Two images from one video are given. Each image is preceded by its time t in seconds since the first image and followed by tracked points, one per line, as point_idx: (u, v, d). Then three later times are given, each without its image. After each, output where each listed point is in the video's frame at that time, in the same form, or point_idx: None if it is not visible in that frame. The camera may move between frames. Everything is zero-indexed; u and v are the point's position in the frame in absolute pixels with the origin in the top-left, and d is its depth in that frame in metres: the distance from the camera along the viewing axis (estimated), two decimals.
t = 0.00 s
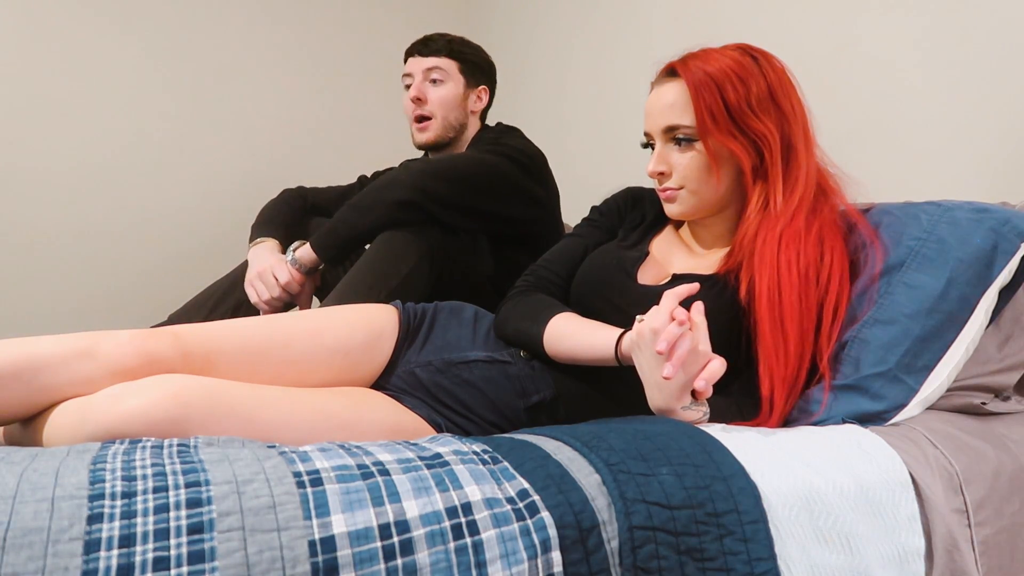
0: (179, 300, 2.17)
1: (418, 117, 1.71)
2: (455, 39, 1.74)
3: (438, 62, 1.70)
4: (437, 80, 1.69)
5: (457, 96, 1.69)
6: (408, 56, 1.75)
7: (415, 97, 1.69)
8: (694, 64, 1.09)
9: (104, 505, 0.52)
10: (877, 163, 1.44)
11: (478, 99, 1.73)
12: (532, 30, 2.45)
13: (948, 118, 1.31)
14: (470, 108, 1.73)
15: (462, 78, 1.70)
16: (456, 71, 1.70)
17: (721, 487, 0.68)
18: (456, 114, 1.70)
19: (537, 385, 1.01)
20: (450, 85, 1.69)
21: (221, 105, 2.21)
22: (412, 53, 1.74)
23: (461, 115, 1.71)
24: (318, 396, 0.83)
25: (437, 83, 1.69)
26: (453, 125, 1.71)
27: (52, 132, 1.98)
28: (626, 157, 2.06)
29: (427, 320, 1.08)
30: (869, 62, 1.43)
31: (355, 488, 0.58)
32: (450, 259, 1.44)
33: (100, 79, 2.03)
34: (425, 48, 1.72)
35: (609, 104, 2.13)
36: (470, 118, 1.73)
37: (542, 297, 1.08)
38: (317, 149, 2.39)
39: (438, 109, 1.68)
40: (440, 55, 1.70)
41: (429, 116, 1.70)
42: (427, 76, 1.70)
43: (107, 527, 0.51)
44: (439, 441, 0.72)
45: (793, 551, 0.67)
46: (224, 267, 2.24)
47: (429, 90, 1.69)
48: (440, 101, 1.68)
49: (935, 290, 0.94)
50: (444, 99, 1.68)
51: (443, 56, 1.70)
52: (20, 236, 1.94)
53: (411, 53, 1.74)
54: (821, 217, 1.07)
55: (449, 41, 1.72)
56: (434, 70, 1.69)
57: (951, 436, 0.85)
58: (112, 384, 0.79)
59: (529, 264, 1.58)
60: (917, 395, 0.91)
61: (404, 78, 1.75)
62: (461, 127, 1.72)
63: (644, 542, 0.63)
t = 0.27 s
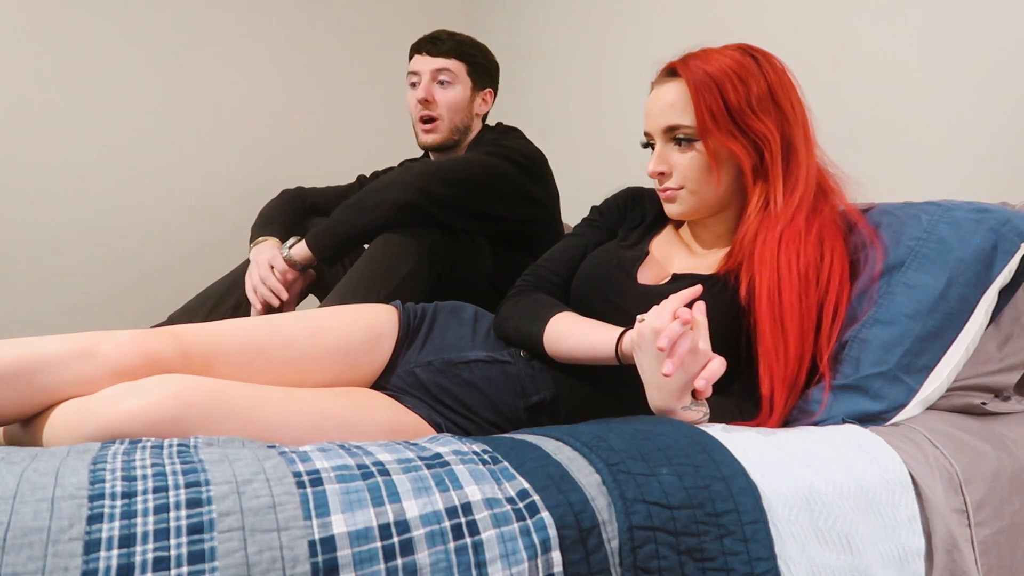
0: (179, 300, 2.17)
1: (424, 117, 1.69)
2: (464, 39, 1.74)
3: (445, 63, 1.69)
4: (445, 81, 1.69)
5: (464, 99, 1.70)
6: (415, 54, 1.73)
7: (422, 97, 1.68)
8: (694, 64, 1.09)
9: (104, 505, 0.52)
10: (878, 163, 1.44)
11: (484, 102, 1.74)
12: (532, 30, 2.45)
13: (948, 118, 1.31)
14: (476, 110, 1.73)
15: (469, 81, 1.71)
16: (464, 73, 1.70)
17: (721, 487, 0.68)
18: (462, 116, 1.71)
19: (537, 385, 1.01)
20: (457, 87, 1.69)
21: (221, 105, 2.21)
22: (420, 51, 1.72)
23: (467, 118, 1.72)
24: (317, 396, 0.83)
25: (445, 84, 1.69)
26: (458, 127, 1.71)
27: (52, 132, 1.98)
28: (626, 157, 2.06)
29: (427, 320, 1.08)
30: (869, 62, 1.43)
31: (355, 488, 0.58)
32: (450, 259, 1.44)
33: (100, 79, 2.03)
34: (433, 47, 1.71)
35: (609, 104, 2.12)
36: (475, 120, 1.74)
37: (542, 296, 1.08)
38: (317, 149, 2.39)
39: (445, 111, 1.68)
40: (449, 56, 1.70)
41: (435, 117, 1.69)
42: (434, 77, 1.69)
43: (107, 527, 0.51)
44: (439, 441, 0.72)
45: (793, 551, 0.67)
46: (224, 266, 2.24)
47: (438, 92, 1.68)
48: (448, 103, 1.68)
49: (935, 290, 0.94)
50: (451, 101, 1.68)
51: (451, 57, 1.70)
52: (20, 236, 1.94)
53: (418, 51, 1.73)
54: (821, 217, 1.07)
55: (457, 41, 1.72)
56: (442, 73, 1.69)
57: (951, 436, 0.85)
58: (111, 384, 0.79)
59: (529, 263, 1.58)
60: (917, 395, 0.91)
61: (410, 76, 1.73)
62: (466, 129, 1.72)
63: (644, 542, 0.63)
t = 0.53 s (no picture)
0: (179, 300, 2.17)
1: (413, 122, 1.72)
2: (451, 38, 1.73)
3: (429, 65, 1.70)
4: (430, 84, 1.69)
5: (450, 98, 1.69)
6: (405, 60, 1.76)
7: (409, 102, 1.71)
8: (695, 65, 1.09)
9: (104, 505, 0.52)
10: (878, 163, 1.44)
11: (475, 98, 1.72)
12: (532, 30, 2.45)
13: (947, 118, 1.31)
14: (467, 109, 1.72)
15: (455, 80, 1.70)
16: (448, 73, 1.69)
17: (721, 488, 0.68)
18: (451, 116, 1.70)
19: (537, 386, 1.01)
20: (442, 88, 1.69)
21: (221, 105, 2.21)
22: (409, 56, 1.75)
23: (457, 117, 1.71)
24: (318, 397, 0.83)
25: (430, 87, 1.69)
26: (448, 127, 1.71)
27: (52, 132, 1.98)
28: (627, 157, 2.06)
29: (427, 320, 1.08)
30: (869, 62, 1.43)
31: (355, 488, 0.58)
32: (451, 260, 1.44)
33: (100, 79, 2.03)
34: (419, 51, 1.72)
35: (609, 104, 2.13)
36: (467, 118, 1.72)
37: (543, 295, 1.08)
38: (317, 149, 2.40)
39: (430, 113, 1.69)
40: (433, 58, 1.70)
41: (422, 120, 1.71)
42: (420, 81, 1.71)
43: (107, 527, 0.51)
44: (439, 441, 0.72)
45: (793, 551, 0.67)
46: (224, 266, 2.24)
47: (423, 95, 1.70)
48: (433, 105, 1.68)
49: (935, 290, 0.94)
50: (436, 102, 1.68)
51: (435, 58, 1.70)
52: (20, 236, 1.94)
53: (408, 57, 1.75)
54: (821, 217, 1.07)
55: (444, 41, 1.71)
56: (427, 75, 1.70)
57: (951, 436, 0.85)
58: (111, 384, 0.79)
59: (530, 263, 1.58)
60: (917, 395, 0.91)
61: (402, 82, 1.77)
62: (457, 128, 1.71)
63: (644, 542, 0.63)
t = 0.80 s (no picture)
0: (179, 300, 2.17)
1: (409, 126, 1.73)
2: (437, 41, 1.73)
3: (419, 68, 1.70)
4: (421, 86, 1.70)
5: (441, 99, 1.69)
6: (398, 67, 1.77)
7: (403, 107, 1.72)
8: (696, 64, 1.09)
9: (104, 505, 0.52)
10: (878, 163, 1.44)
11: (466, 97, 1.71)
12: (532, 31, 2.45)
13: (947, 118, 1.31)
14: (460, 107, 1.71)
15: (445, 80, 1.70)
16: (437, 74, 1.69)
17: (721, 487, 0.68)
18: (444, 115, 1.69)
19: (537, 386, 1.01)
20: (433, 89, 1.69)
21: (221, 106, 2.22)
22: (400, 63, 1.76)
23: (450, 116, 1.70)
24: (317, 397, 0.83)
25: (421, 89, 1.69)
26: (443, 126, 1.70)
27: (53, 132, 1.98)
28: (627, 157, 2.06)
29: (426, 319, 1.08)
30: (869, 62, 1.43)
31: (355, 488, 0.58)
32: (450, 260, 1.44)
33: (100, 80, 2.03)
34: (410, 56, 1.73)
35: (608, 104, 2.13)
36: (461, 116, 1.72)
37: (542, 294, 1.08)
38: (317, 150, 2.40)
39: (423, 115, 1.69)
40: (421, 60, 1.70)
41: (417, 123, 1.71)
42: (412, 85, 1.71)
43: (107, 527, 0.51)
44: (439, 441, 0.72)
45: (793, 551, 0.67)
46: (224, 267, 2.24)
47: (415, 98, 1.70)
48: (424, 107, 1.68)
49: (935, 289, 0.94)
50: (428, 104, 1.68)
51: (424, 61, 1.70)
52: (20, 237, 1.94)
53: (400, 63, 1.76)
54: (821, 218, 1.07)
55: (433, 44, 1.72)
56: (419, 77, 1.70)
57: (952, 436, 0.85)
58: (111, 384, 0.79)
59: (529, 263, 1.58)
60: (916, 395, 0.91)
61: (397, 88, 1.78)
62: (452, 127, 1.71)
63: (644, 542, 0.63)
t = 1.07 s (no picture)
0: (179, 300, 2.17)
1: (414, 123, 1.71)
2: (446, 39, 1.72)
3: (430, 67, 1.69)
4: (431, 86, 1.69)
5: (452, 100, 1.69)
6: (401, 62, 1.74)
7: (410, 104, 1.70)
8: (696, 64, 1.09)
9: (104, 505, 0.52)
10: (878, 163, 1.44)
11: (475, 99, 1.73)
12: (531, 31, 2.45)
13: (947, 118, 1.31)
14: (467, 109, 1.73)
15: (455, 81, 1.70)
16: (449, 75, 1.69)
17: (721, 487, 0.68)
18: (452, 117, 1.70)
19: (537, 385, 1.01)
20: (443, 90, 1.69)
21: (221, 106, 2.21)
22: (405, 58, 1.73)
23: (458, 118, 1.71)
24: (317, 397, 0.83)
25: (431, 88, 1.69)
26: (450, 128, 1.71)
27: (52, 132, 1.98)
28: (626, 157, 2.06)
29: (426, 319, 1.08)
30: (869, 63, 1.43)
31: (355, 488, 0.58)
32: (451, 259, 1.44)
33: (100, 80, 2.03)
34: (417, 53, 1.71)
35: (608, 104, 2.13)
36: (467, 119, 1.74)
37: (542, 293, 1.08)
38: (317, 150, 2.39)
39: (433, 115, 1.68)
40: (432, 59, 1.69)
41: (425, 122, 1.70)
42: (420, 83, 1.70)
43: (107, 527, 0.51)
44: (439, 441, 0.72)
45: (793, 551, 0.67)
46: (224, 266, 2.24)
47: (425, 97, 1.69)
48: (435, 107, 1.68)
49: (935, 290, 0.94)
50: (439, 104, 1.68)
51: (435, 60, 1.69)
52: (20, 237, 1.94)
53: (404, 58, 1.73)
54: (821, 218, 1.07)
55: (442, 43, 1.71)
56: (428, 76, 1.69)
57: (952, 436, 0.85)
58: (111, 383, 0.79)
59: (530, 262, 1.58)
60: (917, 395, 0.91)
61: (399, 83, 1.75)
62: (458, 129, 1.72)
63: (644, 542, 0.63)
